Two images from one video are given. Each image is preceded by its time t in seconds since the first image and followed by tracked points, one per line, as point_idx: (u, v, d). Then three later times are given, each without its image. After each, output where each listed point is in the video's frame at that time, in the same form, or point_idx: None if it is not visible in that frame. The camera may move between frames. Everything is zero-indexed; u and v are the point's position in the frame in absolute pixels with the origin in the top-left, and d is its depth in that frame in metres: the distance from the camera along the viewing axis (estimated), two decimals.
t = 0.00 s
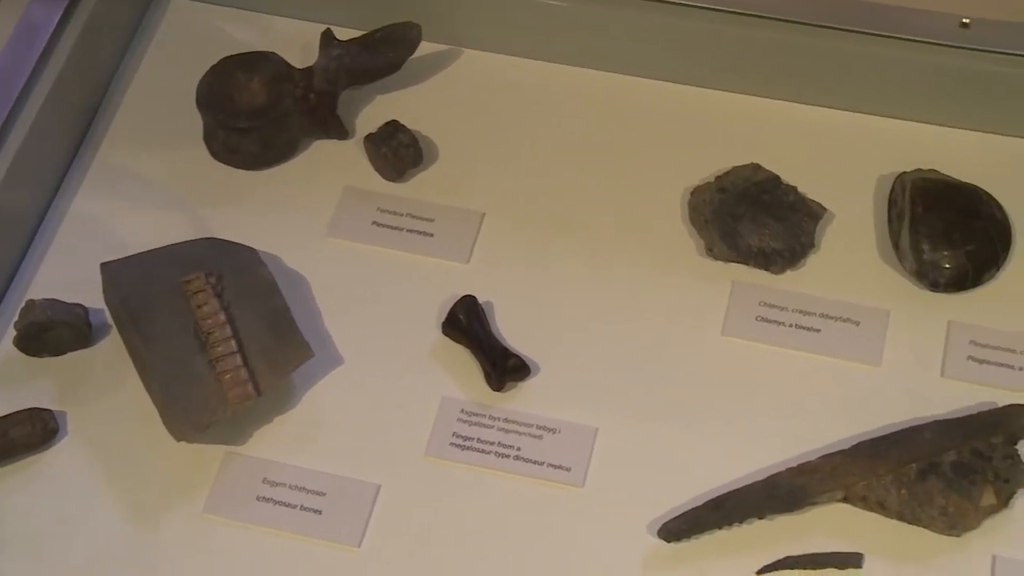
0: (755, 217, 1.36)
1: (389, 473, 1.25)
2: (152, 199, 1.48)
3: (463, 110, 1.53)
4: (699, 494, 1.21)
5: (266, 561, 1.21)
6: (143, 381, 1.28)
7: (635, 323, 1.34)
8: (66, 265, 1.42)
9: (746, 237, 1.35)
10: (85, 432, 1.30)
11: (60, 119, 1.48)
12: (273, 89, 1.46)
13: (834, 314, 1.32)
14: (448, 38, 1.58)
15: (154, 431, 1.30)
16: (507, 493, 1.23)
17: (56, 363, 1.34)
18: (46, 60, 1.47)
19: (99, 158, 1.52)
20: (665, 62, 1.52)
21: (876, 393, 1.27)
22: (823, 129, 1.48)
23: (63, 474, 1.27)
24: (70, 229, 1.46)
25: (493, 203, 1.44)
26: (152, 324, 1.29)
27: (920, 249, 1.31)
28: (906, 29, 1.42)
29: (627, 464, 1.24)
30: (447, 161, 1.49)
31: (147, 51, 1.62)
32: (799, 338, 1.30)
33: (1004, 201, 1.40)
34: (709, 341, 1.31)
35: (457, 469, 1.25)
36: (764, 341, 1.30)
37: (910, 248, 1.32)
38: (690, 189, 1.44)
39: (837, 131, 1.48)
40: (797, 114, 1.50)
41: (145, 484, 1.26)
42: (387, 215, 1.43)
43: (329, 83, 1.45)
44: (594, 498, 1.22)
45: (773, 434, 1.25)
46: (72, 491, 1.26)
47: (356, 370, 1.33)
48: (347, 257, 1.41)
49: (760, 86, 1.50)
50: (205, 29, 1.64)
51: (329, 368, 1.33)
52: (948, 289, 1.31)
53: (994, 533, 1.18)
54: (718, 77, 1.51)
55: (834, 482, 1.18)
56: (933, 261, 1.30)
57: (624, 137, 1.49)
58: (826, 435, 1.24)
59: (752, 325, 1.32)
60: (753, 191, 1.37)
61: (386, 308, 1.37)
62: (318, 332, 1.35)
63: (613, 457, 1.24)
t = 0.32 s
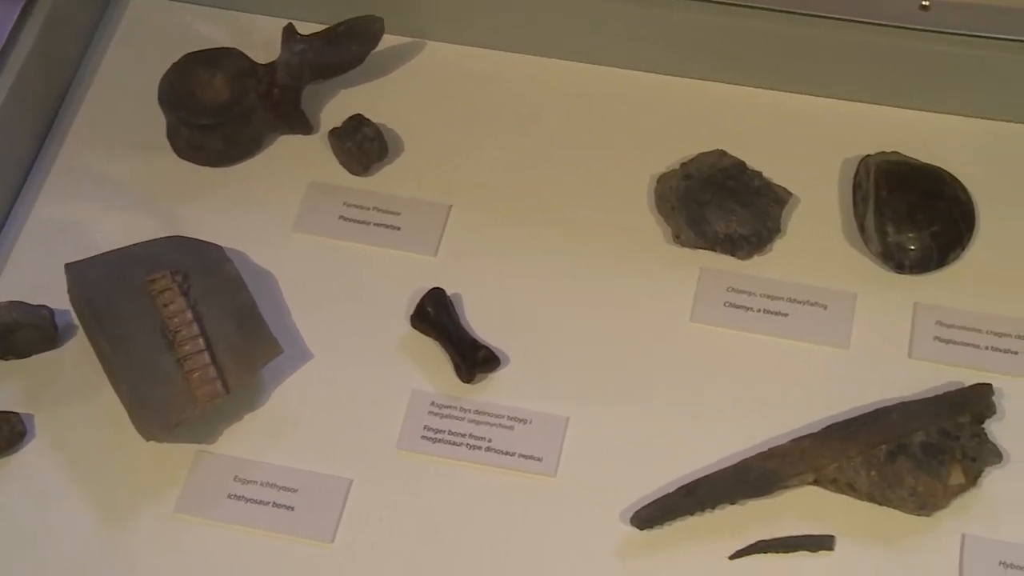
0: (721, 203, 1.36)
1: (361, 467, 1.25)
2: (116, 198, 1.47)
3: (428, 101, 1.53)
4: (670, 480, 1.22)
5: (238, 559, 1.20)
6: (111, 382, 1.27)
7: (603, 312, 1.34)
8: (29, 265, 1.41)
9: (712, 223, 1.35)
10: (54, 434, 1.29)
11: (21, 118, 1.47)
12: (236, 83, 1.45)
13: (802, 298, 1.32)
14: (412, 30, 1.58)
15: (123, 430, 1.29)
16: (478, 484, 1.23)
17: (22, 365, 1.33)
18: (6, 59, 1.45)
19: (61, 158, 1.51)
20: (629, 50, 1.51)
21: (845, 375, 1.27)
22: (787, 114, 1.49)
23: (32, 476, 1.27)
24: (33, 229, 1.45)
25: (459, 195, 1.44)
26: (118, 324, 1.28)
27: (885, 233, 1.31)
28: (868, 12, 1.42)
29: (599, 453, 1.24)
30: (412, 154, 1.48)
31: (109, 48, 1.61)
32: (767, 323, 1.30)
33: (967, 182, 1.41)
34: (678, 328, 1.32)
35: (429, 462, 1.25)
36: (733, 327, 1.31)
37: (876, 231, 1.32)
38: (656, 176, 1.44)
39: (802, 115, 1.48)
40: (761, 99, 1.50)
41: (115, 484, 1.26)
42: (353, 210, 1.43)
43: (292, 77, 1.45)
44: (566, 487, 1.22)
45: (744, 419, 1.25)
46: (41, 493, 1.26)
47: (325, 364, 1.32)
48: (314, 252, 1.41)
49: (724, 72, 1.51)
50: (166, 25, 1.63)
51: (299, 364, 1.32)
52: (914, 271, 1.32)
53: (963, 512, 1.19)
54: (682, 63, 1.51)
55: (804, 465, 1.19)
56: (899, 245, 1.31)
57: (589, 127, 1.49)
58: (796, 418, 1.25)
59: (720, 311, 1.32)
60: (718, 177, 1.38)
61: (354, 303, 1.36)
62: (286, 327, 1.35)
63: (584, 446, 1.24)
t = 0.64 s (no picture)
0: (691, 192, 1.36)
1: (335, 464, 1.25)
2: (83, 198, 1.46)
3: (396, 95, 1.52)
4: (645, 470, 1.22)
5: (214, 558, 1.20)
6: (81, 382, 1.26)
7: (574, 303, 1.34)
8: None
9: (682, 212, 1.35)
10: (25, 436, 1.28)
11: None
12: (202, 82, 1.44)
13: (772, 286, 1.32)
14: (379, 25, 1.57)
15: (95, 431, 1.28)
16: (453, 479, 1.23)
17: None
18: None
19: (27, 159, 1.50)
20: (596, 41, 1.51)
21: (816, 362, 1.27)
22: (754, 102, 1.49)
23: (5, 479, 1.26)
24: None
25: (428, 188, 1.44)
26: (88, 323, 1.27)
27: (854, 218, 1.32)
28: None
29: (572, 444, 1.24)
30: (380, 148, 1.48)
31: (73, 47, 1.60)
32: (738, 311, 1.31)
33: (934, 167, 1.41)
34: (649, 318, 1.32)
35: (403, 457, 1.25)
36: (704, 316, 1.31)
37: (845, 217, 1.33)
38: (624, 166, 1.44)
39: (769, 103, 1.48)
40: (729, 87, 1.50)
41: (88, 485, 1.25)
42: (323, 206, 1.42)
43: (258, 74, 1.44)
44: (540, 479, 1.22)
45: (717, 407, 1.25)
46: (14, 496, 1.25)
47: (297, 361, 1.32)
48: (284, 250, 1.40)
49: (692, 61, 1.51)
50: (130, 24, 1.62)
51: (270, 362, 1.32)
52: (883, 256, 1.32)
53: (935, 495, 1.19)
54: (649, 53, 1.51)
55: (777, 452, 1.19)
56: (868, 230, 1.31)
57: (557, 118, 1.49)
58: (769, 405, 1.25)
59: (692, 300, 1.32)
60: (687, 166, 1.38)
61: (325, 299, 1.36)
62: (257, 325, 1.35)
63: (557, 438, 1.24)
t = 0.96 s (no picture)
0: (664, 181, 1.36)
1: (313, 459, 1.24)
2: (54, 197, 1.45)
3: (367, 89, 1.52)
4: (622, 460, 1.22)
5: (194, 556, 1.20)
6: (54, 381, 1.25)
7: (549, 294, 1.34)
8: None
9: (656, 202, 1.35)
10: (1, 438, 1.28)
11: None
12: (173, 78, 1.43)
13: (747, 274, 1.32)
14: (349, 19, 1.57)
15: (71, 431, 1.28)
16: (430, 473, 1.23)
17: None
18: None
19: None
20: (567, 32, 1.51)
21: (791, 348, 1.28)
22: (725, 90, 1.49)
23: None
24: None
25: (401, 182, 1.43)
26: (61, 323, 1.25)
27: (826, 206, 1.32)
28: None
29: (549, 435, 1.24)
30: (352, 142, 1.47)
31: (40, 45, 1.59)
32: (712, 300, 1.31)
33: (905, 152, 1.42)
34: (624, 309, 1.32)
35: (380, 451, 1.24)
36: (679, 305, 1.31)
37: (817, 204, 1.33)
38: (597, 157, 1.44)
39: (739, 91, 1.49)
40: (701, 76, 1.50)
41: (64, 486, 1.24)
42: (296, 201, 1.42)
43: (229, 70, 1.43)
44: (518, 471, 1.22)
45: (693, 395, 1.26)
46: None
47: (272, 357, 1.32)
48: (257, 246, 1.40)
49: (663, 51, 1.50)
50: (99, 20, 1.61)
51: (246, 359, 1.32)
52: (855, 243, 1.33)
53: (911, 480, 1.20)
54: (619, 43, 1.51)
55: (754, 440, 1.19)
56: (840, 219, 1.32)
57: (529, 109, 1.49)
58: (744, 393, 1.25)
59: (666, 289, 1.32)
60: (659, 156, 1.38)
61: (299, 295, 1.36)
62: (232, 321, 1.34)
63: (535, 429, 1.24)
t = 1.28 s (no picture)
0: (640, 172, 1.36)
1: (292, 456, 1.24)
2: (27, 197, 1.44)
3: (340, 84, 1.51)
4: (602, 452, 1.22)
5: (175, 555, 1.19)
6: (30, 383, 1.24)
7: (527, 286, 1.33)
8: None
9: (632, 192, 1.35)
10: None
11: None
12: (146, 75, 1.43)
13: (723, 263, 1.32)
14: (321, 15, 1.56)
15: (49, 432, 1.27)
16: (410, 468, 1.23)
17: None
18: None
19: None
20: (540, 25, 1.51)
21: (769, 337, 1.28)
22: (699, 80, 1.49)
23: None
24: None
25: (376, 176, 1.43)
26: (35, 324, 1.24)
27: (801, 194, 1.32)
28: None
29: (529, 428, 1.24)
30: (326, 137, 1.47)
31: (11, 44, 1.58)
32: (690, 290, 1.31)
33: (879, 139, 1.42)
34: (602, 300, 1.32)
35: (360, 447, 1.24)
36: (657, 295, 1.31)
37: (792, 193, 1.33)
38: (572, 148, 1.44)
39: (714, 81, 1.49)
40: (675, 66, 1.50)
41: (43, 488, 1.24)
42: (271, 197, 1.41)
43: (201, 67, 1.41)
44: (498, 465, 1.22)
45: (672, 385, 1.26)
46: None
47: (250, 354, 1.31)
48: (233, 243, 1.39)
49: (637, 42, 1.50)
50: (70, 19, 1.60)
51: (223, 357, 1.31)
52: (831, 231, 1.33)
53: (889, 464, 1.20)
54: (593, 34, 1.51)
55: (732, 429, 1.19)
56: (816, 206, 1.32)
57: (504, 101, 1.49)
58: (723, 382, 1.25)
59: (644, 280, 1.32)
60: (634, 147, 1.38)
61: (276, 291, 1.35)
62: (209, 319, 1.34)
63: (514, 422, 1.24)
